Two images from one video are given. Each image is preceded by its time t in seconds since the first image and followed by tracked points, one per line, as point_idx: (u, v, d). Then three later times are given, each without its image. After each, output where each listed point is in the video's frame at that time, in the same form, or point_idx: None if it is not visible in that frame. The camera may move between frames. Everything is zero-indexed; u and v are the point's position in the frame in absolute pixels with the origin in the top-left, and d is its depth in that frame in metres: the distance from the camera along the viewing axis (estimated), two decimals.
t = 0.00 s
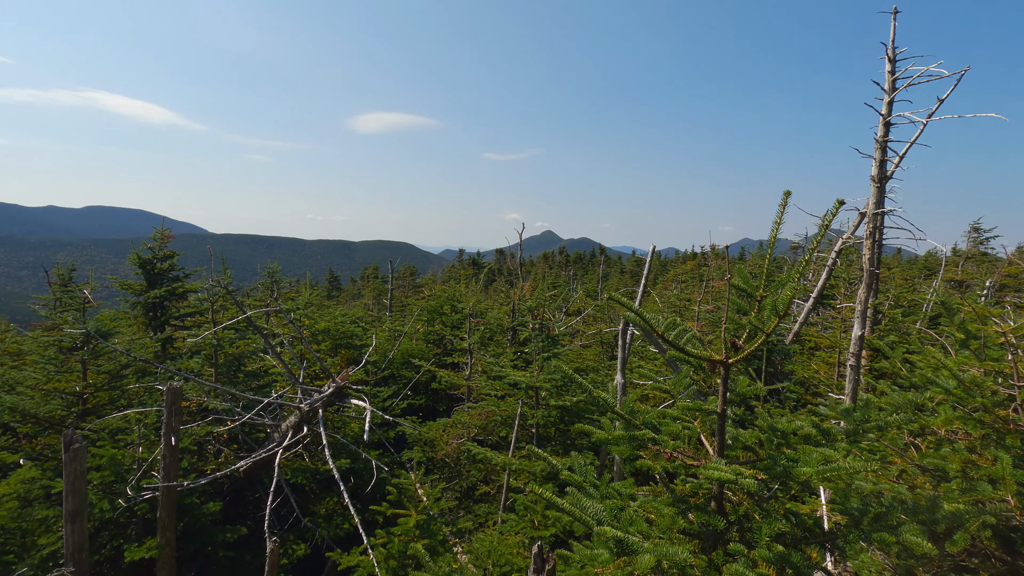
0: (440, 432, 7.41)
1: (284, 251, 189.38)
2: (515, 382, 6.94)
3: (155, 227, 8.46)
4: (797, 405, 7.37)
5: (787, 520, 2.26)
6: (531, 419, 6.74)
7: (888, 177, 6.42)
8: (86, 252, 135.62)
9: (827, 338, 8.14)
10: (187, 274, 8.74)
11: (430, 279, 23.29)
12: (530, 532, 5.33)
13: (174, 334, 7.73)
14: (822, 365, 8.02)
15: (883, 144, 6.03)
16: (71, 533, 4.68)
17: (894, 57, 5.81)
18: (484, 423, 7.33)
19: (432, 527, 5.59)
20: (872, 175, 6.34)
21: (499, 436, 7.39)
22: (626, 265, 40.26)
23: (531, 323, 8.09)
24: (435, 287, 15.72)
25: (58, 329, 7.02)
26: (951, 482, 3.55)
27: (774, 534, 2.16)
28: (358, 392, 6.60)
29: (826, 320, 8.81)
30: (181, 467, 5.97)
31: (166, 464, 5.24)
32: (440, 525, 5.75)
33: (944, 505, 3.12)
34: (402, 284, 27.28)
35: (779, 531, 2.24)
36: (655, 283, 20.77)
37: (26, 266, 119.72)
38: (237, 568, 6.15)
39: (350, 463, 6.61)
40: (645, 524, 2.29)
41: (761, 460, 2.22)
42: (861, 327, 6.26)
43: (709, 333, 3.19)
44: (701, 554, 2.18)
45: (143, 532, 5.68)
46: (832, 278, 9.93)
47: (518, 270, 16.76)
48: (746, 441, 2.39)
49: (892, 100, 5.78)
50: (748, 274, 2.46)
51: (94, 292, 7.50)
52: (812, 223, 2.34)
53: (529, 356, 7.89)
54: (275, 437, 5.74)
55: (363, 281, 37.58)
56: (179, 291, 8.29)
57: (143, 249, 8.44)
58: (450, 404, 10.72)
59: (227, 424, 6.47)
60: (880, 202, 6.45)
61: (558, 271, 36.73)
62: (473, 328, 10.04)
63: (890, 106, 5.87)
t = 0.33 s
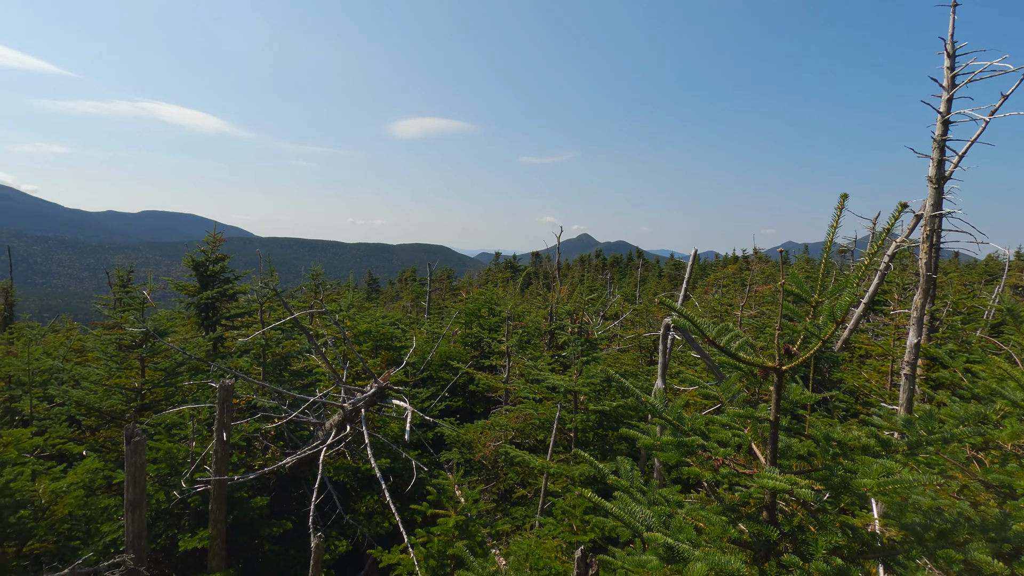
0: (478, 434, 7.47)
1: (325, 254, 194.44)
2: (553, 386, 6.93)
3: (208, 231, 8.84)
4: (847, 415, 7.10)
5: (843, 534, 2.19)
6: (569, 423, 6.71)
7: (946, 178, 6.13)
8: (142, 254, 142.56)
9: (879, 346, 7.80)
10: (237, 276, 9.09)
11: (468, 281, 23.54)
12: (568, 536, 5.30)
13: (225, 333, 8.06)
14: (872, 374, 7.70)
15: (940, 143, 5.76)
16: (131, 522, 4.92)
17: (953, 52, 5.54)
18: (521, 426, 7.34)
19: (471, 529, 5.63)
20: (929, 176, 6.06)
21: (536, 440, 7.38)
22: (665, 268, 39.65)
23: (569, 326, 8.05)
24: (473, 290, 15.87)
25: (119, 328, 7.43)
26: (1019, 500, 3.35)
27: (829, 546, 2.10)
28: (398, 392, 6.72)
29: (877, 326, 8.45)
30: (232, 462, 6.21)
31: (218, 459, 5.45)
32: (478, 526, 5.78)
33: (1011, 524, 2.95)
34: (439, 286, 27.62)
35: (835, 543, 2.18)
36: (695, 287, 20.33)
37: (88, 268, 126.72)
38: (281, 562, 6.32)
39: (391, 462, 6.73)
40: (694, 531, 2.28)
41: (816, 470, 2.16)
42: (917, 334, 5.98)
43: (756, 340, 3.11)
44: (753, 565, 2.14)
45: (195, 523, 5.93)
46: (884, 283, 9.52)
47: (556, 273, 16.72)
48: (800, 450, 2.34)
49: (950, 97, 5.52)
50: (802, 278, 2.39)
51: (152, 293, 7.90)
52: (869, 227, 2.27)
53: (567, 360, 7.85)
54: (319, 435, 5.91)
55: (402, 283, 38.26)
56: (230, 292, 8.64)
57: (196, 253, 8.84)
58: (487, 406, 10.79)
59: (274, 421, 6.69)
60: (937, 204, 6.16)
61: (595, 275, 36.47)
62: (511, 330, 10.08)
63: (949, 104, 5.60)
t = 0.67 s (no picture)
0: (516, 436, 7.50)
1: (365, 257, 198.60)
2: (592, 390, 6.87)
3: (257, 234, 9.17)
4: (902, 426, 6.78)
5: (907, 550, 2.11)
6: (609, 427, 6.63)
7: (1013, 177, 5.80)
8: (193, 257, 148.84)
9: (937, 354, 7.43)
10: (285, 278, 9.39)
11: (505, 284, 23.63)
12: (608, 542, 5.24)
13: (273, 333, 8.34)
14: (930, 383, 7.34)
15: (1007, 140, 5.45)
16: (186, 512, 5.13)
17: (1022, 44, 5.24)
18: (560, 430, 7.31)
19: (510, 531, 5.65)
20: (994, 175, 5.74)
21: (575, 444, 7.34)
22: (706, 272, 38.82)
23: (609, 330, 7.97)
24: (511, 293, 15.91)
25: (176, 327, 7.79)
26: None
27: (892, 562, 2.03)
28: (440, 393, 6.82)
29: (935, 334, 8.05)
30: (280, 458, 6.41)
31: (267, 454, 5.64)
32: (517, 529, 5.79)
33: None
34: (477, 289, 27.82)
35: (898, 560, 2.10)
36: (738, 290, 19.75)
37: (144, 270, 133.24)
38: (326, 558, 6.48)
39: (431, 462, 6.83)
40: (747, 541, 2.24)
41: (878, 482, 2.10)
42: (981, 343, 5.66)
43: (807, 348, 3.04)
44: None
45: (245, 516, 6.14)
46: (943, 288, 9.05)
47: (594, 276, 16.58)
48: (860, 461, 2.27)
49: (1019, 92, 5.22)
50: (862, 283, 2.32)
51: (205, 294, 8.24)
52: (934, 231, 2.24)
53: (607, 364, 7.78)
54: (363, 434, 6.04)
55: (440, 285, 38.75)
56: (277, 293, 8.94)
57: (246, 255, 9.18)
58: (525, 408, 10.78)
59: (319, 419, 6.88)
60: (1003, 204, 5.83)
61: (633, 278, 36.03)
62: (549, 333, 10.04)
63: (1017, 99, 5.30)
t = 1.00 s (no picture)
0: (555, 440, 7.48)
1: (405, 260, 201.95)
2: (634, 394, 6.78)
3: (304, 237, 9.47)
4: (965, 439, 6.42)
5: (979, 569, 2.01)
6: (651, 433, 6.53)
7: None
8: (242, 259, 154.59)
9: (1003, 364, 6.99)
10: (330, 280, 9.66)
11: (543, 287, 23.60)
12: (649, 550, 5.16)
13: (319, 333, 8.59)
14: (996, 394, 6.92)
15: None
16: (239, 505, 5.34)
17: None
18: (599, 435, 7.25)
19: (550, 534, 5.63)
20: None
21: (615, 449, 7.26)
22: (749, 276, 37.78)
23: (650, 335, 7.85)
24: (550, 296, 15.88)
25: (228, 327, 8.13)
26: None
27: None
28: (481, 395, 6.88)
29: (1002, 342, 7.58)
30: (326, 455, 6.60)
31: (314, 451, 5.81)
32: (557, 533, 5.77)
33: None
34: (515, 292, 27.86)
35: None
36: (785, 295, 19.10)
37: (197, 271, 139.27)
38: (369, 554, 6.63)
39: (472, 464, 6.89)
40: (803, 553, 2.20)
41: (947, 497, 2.02)
42: None
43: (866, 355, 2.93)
44: None
45: (292, 511, 6.35)
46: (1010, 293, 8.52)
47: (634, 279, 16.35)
48: (926, 475, 2.18)
49: None
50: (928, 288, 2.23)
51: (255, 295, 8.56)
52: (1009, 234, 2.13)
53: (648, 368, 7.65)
54: (405, 434, 6.14)
55: (478, 288, 39.03)
56: (323, 295, 9.20)
57: (294, 258, 9.48)
58: (564, 412, 10.74)
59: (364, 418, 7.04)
60: None
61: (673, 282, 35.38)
62: (589, 337, 9.96)
63: None
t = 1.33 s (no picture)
0: (595, 444, 7.44)
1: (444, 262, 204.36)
2: (677, 400, 6.66)
3: (349, 241, 9.71)
4: None
5: None
6: (694, 439, 6.39)
7: None
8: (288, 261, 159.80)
9: None
10: (374, 282, 9.88)
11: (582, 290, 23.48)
12: (692, 557, 5.06)
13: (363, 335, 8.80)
14: None
15: None
16: (288, 500, 5.52)
17: None
18: (641, 440, 7.16)
19: (591, 539, 5.58)
20: None
21: (657, 455, 7.16)
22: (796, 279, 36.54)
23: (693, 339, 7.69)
24: (590, 299, 15.78)
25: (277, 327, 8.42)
26: None
27: None
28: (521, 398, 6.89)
29: None
30: (370, 452, 6.75)
31: (359, 449, 5.95)
32: (598, 538, 5.72)
33: None
34: (554, 294, 27.79)
35: None
36: (835, 299, 18.39)
37: (246, 273, 144.76)
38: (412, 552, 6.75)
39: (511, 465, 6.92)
40: (864, 567, 2.12)
41: None
42: None
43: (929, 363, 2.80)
44: None
45: (337, 507, 6.52)
46: None
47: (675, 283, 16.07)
48: (1000, 490, 2.07)
49: None
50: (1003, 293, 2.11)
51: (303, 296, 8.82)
52: None
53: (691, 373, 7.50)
54: (447, 434, 6.21)
55: (516, 290, 39.16)
56: (367, 297, 9.42)
57: (340, 260, 9.75)
58: (604, 416, 10.64)
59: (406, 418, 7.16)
60: None
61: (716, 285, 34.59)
62: (629, 341, 9.84)
63: None
